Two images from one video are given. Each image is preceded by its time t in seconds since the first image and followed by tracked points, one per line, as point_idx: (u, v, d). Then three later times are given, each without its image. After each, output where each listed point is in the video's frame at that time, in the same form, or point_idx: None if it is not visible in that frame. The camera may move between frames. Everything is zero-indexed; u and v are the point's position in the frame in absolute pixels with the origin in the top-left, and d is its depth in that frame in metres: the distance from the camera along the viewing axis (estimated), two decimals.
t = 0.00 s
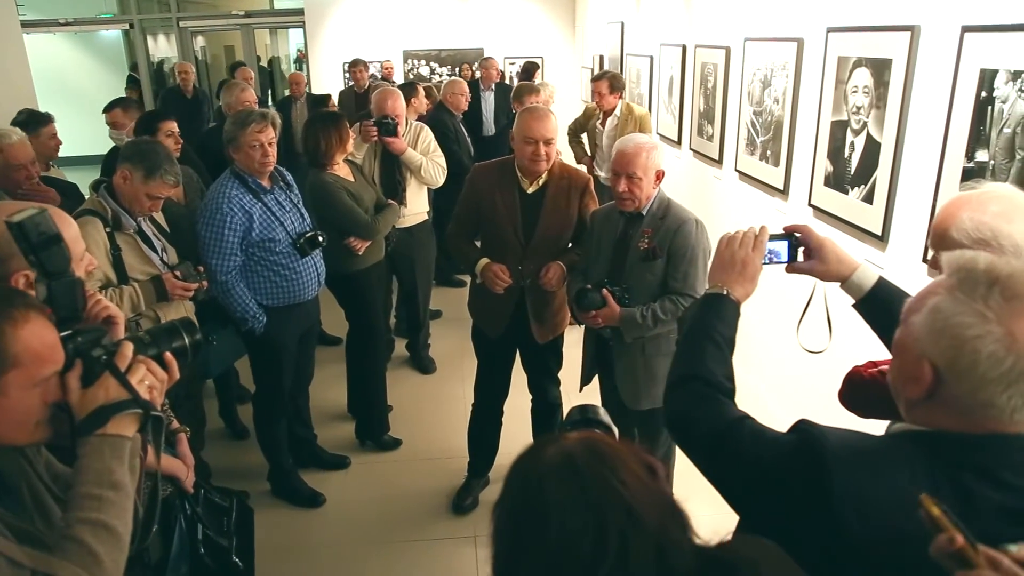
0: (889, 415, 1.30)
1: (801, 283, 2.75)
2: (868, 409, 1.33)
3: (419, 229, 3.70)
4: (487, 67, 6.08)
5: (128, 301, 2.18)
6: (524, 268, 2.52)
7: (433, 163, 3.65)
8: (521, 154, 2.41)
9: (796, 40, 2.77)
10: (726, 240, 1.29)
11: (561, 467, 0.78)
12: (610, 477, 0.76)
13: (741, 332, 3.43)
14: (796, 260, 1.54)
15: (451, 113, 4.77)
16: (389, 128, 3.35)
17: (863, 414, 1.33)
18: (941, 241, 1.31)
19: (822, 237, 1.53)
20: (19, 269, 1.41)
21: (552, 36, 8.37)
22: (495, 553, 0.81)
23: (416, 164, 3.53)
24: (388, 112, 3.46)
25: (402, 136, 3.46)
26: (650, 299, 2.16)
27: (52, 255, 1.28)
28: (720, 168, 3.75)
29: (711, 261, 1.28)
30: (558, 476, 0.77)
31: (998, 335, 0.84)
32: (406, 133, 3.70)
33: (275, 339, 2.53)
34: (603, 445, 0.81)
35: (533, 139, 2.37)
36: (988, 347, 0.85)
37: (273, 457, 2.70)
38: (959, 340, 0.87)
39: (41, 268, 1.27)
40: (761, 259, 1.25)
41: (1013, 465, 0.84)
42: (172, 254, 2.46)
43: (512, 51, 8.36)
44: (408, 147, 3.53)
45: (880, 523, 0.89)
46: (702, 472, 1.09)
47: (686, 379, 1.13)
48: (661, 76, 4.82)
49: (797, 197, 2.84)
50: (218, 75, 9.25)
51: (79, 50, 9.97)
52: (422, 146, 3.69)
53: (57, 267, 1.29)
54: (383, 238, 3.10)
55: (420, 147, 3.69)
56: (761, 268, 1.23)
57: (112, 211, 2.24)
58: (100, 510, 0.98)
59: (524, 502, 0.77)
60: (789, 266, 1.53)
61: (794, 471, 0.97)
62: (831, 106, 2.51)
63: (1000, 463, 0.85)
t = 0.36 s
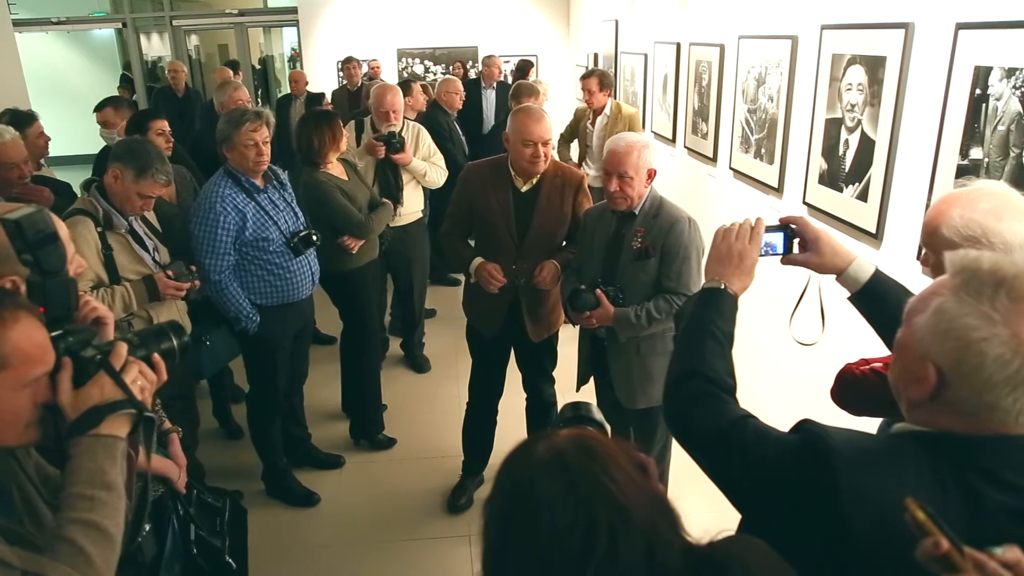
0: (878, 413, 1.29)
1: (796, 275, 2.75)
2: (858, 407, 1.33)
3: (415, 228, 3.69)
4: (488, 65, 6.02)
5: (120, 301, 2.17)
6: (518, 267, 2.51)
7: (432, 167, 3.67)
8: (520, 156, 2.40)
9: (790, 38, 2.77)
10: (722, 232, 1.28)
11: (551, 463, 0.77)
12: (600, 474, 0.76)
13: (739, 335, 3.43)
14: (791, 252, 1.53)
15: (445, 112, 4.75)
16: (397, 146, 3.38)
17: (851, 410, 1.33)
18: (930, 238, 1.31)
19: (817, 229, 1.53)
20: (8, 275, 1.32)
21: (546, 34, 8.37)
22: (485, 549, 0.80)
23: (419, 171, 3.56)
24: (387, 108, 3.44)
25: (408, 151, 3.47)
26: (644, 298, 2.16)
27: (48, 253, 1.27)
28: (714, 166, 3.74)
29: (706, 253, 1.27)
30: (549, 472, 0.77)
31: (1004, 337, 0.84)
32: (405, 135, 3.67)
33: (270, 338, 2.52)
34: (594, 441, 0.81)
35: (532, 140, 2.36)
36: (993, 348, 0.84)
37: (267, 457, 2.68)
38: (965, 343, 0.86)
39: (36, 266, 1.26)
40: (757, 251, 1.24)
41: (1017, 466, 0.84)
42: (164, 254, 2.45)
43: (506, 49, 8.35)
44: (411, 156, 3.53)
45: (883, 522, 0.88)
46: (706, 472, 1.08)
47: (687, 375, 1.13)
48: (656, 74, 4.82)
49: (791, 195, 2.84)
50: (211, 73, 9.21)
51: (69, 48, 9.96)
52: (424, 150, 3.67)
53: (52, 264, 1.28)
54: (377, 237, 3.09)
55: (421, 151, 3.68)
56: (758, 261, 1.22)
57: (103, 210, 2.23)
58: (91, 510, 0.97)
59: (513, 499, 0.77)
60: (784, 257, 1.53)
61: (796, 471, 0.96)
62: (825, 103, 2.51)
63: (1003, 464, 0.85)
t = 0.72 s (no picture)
0: (882, 412, 1.28)
1: (799, 269, 2.75)
2: (859, 404, 1.32)
3: (419, 226, 3.68)
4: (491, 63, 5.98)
5: (121, 300, 2.17)
6: (521, 266, 2.51)
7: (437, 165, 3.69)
8: (521, 155, 2.39)
9: (793, 35, 2.75)
10: (723, 225, 1.28)
11: (553, 462, 0.77)
12: (602, 473, 0.75)
13: (740, 330, 3.43)
14: (792, 246, 1.52)
15: (446, 110, 4.75)
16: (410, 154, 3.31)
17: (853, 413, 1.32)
18: (932, 236, 1.30)
19: (818, 224, 1.52)
20: None
21: (548, 32, 8.35)
22: (487, 548, 0.80)
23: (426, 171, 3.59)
24: (397, 105, 3.46)
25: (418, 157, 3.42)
26: (647, 296, 2.15)
27: (46, 252, 1.26)
28: (717, 164, 3.73)
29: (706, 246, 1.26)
30: (551, 471, 0.76)
31: (1009, 335, 0.83)
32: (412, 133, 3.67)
33: (273, 337, 2.52)
34: (596, 440, 0.81)
35: (533, 139, 2.36)
36: (999, 345, 0.83)
37: (270, 455, 2.68)
38: (970, 340, 0.85)
39: (35, 265, 1.25)
40: (758, 245, 1.23)
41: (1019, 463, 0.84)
42: (165, 253, 2.45)
43: (508, 47, 8.33)
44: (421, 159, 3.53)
45: (888, 521, 0.88)
46: (709, 470, 1.08)
47: (690, 371, 1.12)
48: (658, 71, 4.80)
49: (795, 192, 2.83)
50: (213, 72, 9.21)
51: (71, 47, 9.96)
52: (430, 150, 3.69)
53: (49, 264, 1.27)
54: (379, 235, 3.08)
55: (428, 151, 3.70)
56: (759, 254, 1.21)
57: (105, 209, 2.23)
58: (93, 508, 0.97)
59: (516, 498, 0.76)
60: (785, 253, 1.51)
61: (801, 469, 0.95)
62: (829, 100, 2.50)
63: (1006, 460, 0.84)
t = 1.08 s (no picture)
0: (886, 408, 1.28)
1: (802, 264, 2.74)
2: (862, 403, 1.32)
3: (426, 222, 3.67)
4: (489, 62, 6.02)
5: (125, 296, 2.17)
6: (524, 264, 2.51)
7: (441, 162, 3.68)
8: (526, 152, 2.38)
9: (798, 32, 2.74)
10: (727, 220, 1.28)
11: (558, 460, 0.77)
12: (606, 470, 0.75)
13: (744, 327, 3.43)
14: (797, 240, 1.52)
15: (448, 108, 4.75)
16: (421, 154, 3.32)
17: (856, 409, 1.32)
18: (936, 234, 1.29)
19: (823, 218, 1.52)
20: None
21: (552, 29, 8.32)
22: (491, 546, 0.79)
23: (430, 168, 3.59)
24: (406, 102, 3.44)
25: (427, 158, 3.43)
26: (640, 294, 2.16)
27: (43, 249, 1.22)
28: (721, 162, 3.72)
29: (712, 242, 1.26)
30: (554, 467, 0.76)
31: (1012, 333, 0.83)
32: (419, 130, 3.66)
33: (276, 334, 2.52)
34: (600, 436, 0.80)
35: (538, 136, 2.35)
36: (1003, 344, 0.83)
37: (272, 452, 2.69)
38: (975, 338, 0.85)
39: (31, 263, 1.21)
40: (762, 240, 1.23)
41: None
42: (169, 249, 2.45)
43: (512, 44, 8.32)
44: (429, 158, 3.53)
45: (893, 520, 0.88)
46: (713, 468, 1.08)
47: (694, 369, 1.12)
48: (662, 69, 4.79)
49: (799, 190, 2.82)
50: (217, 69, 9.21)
51: (75, 44, 9.97)
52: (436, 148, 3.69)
53: (46, 260, 1.23)
54: (383, 231, 3.09)
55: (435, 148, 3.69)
56: (763, 250, 1.21)
57: (109, 205, 2.22)
58: (92, 504, 0.97)
59: (518, 496, 0.76)
60: (790, 247, 1.52)
61: (805, 468, 0.95)
62: (833, 98, 2.49)
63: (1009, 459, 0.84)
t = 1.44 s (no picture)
0: (884, 405, 1.27)
1: (798, 262, 2.74)
2: (859, 401, 1.32)
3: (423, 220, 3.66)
4: (486, 59, 6.01)
5: (123, 295, 2.16)
6: (523, 263, 2.50)
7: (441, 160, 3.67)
8: (526, 150, 2.38)
9: (796, 30, 2.74)
10: (723, 218, 1.27)
11: (559, 457, 0.76)
12: (607, 467, 0.75)
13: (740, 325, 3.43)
14: (792, 238, 1.52)
15: (441, 107, 4.73)
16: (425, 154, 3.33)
17: (853, 406, 1.32)
18: (935, 229, 1.30)
19: (819, 216, 1.52)
20: None
21: (550, 27, 8.31)
22: (490, 544, 0.79)
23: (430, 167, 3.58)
24: (410, 100, 3.43)
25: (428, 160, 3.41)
26: (633, 291, 2.16)
27: (33, 247, 1.21)
28: (720, 159, 3.72)
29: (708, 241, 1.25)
30: (554, 465, 0.76)
31: (1007, 328, 0.83)
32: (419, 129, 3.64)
33: (273, 332, 2.51)
34: (599, 433, 0.80)
35: (538, 134, 2.35)
36: (997, 340, 0.83)
37: (270, 451, 2.68)
38: (971, 335, 0.85)
39: (21, 261, 1.20)
40: (758, 240, 1.23)
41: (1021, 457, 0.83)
42: (166, 247, 2.44)
43: (510, 42, 8.31)
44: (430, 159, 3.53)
45: (890, 518, 0.87)
46: (710, 466, 1.07)
47: (690, 367, 1.11)
48: (660, 66, 4.78)
49: (797, 187, 2.82)
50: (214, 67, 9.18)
51: (71, 41, 9.94)
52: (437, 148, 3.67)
53: (36, 259, 1.21)
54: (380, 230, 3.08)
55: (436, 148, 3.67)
56: (759, 249, 1.21)
57: (106, 203, 2.21)
58: (83, 504, 0.97)
59: (517, 494, 0.76)
60: (785, 245, 1.51)
61: (803, 466, 0.94)
62: (831, 95, 2.49)
63: (1006, 455, 0.84)
